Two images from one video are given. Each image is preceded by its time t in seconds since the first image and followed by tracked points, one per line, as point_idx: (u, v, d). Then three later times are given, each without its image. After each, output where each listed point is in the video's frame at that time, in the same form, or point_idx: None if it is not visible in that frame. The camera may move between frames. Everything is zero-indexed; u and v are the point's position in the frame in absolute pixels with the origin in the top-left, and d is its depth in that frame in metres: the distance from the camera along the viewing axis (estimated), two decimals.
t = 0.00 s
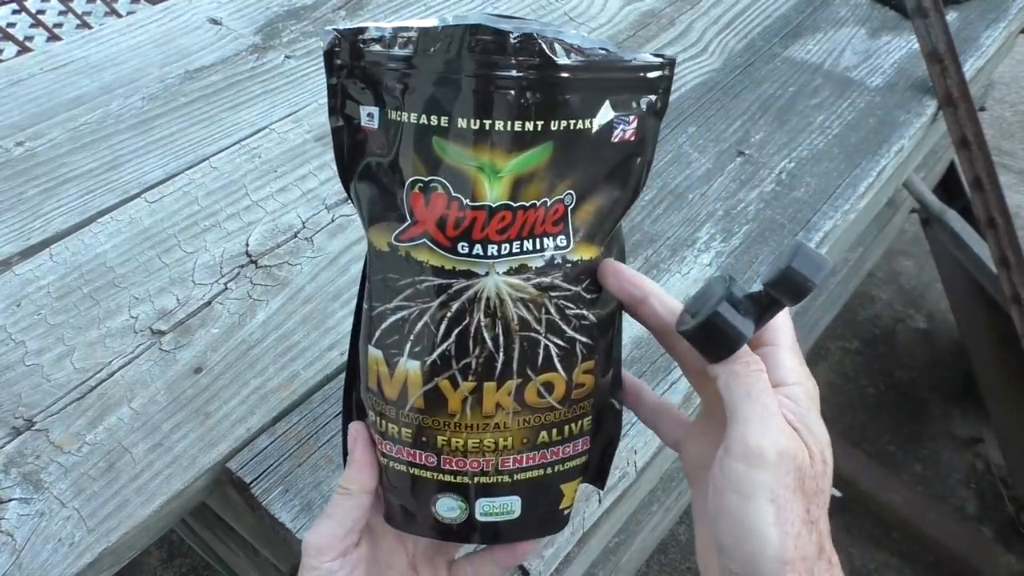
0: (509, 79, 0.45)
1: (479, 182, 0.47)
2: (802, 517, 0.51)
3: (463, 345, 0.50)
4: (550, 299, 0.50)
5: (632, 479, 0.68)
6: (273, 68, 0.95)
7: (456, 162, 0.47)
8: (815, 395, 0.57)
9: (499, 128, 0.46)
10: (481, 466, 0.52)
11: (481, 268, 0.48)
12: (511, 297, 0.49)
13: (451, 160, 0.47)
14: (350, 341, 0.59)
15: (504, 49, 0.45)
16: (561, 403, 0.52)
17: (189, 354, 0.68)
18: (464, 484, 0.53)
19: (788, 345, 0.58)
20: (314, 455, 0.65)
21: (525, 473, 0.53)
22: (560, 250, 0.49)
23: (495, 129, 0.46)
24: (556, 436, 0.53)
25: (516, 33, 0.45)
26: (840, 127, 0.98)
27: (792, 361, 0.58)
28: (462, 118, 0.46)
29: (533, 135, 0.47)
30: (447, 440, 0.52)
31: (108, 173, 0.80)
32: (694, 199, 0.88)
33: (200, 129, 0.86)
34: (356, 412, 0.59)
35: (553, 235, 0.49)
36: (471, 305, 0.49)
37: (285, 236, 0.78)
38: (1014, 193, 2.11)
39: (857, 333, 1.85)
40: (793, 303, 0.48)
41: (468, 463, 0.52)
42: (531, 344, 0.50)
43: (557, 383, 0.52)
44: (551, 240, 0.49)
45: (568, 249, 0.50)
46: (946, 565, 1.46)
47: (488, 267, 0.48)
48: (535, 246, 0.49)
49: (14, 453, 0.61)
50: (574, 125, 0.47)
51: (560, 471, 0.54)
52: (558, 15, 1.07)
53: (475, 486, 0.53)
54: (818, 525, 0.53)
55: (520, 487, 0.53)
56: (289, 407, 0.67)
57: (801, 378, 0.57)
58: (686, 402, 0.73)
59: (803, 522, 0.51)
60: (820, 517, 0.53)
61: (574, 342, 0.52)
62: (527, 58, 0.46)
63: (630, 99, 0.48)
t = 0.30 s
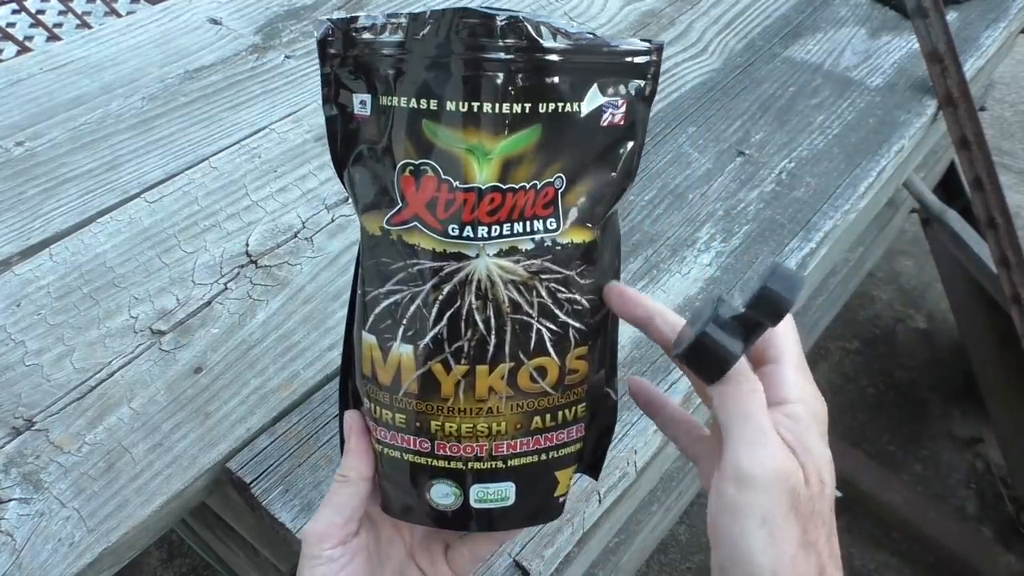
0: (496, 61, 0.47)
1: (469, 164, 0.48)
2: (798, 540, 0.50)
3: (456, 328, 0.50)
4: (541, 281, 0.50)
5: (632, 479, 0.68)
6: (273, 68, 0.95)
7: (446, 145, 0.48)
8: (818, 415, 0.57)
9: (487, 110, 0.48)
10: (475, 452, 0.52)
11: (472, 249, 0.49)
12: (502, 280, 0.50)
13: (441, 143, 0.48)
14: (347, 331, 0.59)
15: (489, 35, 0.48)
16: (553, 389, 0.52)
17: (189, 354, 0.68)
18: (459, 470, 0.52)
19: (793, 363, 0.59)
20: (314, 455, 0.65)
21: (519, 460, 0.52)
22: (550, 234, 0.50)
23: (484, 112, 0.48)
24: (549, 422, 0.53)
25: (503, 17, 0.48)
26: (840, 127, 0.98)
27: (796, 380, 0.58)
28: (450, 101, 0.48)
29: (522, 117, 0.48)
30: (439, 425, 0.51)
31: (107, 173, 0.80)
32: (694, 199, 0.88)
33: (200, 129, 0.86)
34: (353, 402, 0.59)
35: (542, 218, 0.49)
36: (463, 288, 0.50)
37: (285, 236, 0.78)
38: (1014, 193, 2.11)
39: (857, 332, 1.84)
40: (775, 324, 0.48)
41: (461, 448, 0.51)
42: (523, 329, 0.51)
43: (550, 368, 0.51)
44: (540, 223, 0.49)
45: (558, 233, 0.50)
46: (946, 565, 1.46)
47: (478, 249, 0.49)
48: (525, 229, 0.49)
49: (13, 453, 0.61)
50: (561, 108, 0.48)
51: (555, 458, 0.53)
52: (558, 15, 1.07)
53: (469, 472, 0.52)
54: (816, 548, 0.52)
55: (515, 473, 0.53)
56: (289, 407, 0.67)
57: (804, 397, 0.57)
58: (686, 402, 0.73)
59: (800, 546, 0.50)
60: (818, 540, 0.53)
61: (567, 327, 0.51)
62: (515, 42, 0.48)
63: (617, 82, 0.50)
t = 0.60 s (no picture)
0: (500, 46, 0.47)
1: (474, 147, 0.48)
2: None
3: (463, 308, 0.50)
4: (545, 262, 0.50)
5: (631, 480, 0.68)
6: (273, 68, 0.95)
7: (452, 128, 0.48)
8: (782, 492, 0.50)
9: (492, 95, 0.48)
10: (481, 431, 0.51)
11: (478, 229, 0.49)
12: (506, 259, 0.50)
13: (448, 126, 0.48)
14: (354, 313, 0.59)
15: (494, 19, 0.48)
16: (559, 368, 0.52)
17: (189, 354, 0.68)
18: (467, 448, 0.52)
19: (751, 434, 0.51)
20: (314, 455, 0.65)
21: (526, 438, 0.52)
22: (554, 215, 0.50)
23: (490, 95, 0.48)
24: (554, 401, 0.53)
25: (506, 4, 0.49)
26: (840, 127, 0.98)
27: (752, 455, 0.51)
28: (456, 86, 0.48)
29: (525, 102, 0.48)
30: (447, 404, 0.51)
31: (107, 173, 0.80)
32: (695, 199, 0.88)
33: (200, 129, 0.86)
34: (360, 383, 0.59)
35: (547, 200, 0.49)
36: (469, 269, 0.50)
37: (285, 236, 0.78)
38: (1015, 194, 2.12)
39: (857, 333, 1.84)
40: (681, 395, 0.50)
41: (469, 428, 0.51)
42: (528, 309, 0.50)
43: (555, 348, 0.52)
44: (545, 205, 0.49)
45: (562, 214, 0.50)
46: (946, 565, 1.46)
47: (485, 230, 0.49)
48: (530, 210, 0.49)
49: (13, 453, 0.61)
50: (564, 92, 0.49)
51: (560, 436, 0.54)
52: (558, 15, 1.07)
53: (478, 451, 0.52)
54: None
55: (521, 451, 0.53)
56: (289, 407, 0.67)
57: (763, 474, 0.50)
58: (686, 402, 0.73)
59: None
60: None
61: (571, 307, 0.51)
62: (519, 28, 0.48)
63: (617, 68, 0.50)
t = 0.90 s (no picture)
0: (496, 58, 0.48)
1: (470, 155, 0.49)
2: None
3: (460, 309, 0.50)
4: (540, 265, 0.50)
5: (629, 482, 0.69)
6: (273, 68, 0.95)
7: (449, 137, 0.49)
8: (742, 487, 0.51)
9: (488, 105, 0.48)
10: (479, 429, 0.51)
11: (474, 233, 0.49)
12: (501, 262, 0.49)
13: (446, 136, 0.49)
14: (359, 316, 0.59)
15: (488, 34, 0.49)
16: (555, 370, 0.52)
17: (189, 354, 0.68)
18: (467, 446, 0.52)
19: (709, 434, 0.54)
20: (314, 454, 0.65)
21: (523, 436, 0.52)
22: (549, 220, 0.50)
23: (484, 105, 0.48)
24: (551, 402, 0.52)
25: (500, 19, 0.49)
26: (840, 127, 0.98)
27: (712, 453, 0.53)
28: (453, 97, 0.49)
29: (520, 112, 0.49)
30: (445, 404, 0.51)
31: (107, 173, 0.80)
32: (695, 199, 0.88)
33: (200, 129, 0.86)
34: (367, 384, 0.60)
35: (541, 205, 0.49)
36: (466, 271, 0.50)
37: (285, 236, 0.78)
38: (1015, 194, 2.12)
39: (857, 333, 1.84)
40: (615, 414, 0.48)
41: (467, 426, 0.51)
42: (523, 311, 0.50)
43: (550, 350, 0.51)
44: (540, 210, 0.49)
45: (556, 219, 0.50)
46: (946, 565, 1.45)
47: (481, 234, 0.49)
48: (524, 215, 0.49)
49: (13, 453, 0.61)
50: (557, 102, 0.49)
51: (556, 435, 0.53)
52: (558, 15, 1.07)
53: (477, 449, 0.52)
54: None
55: (519, 450, 0.52)
56: (289, 407, 0.67)
57: (722, 470, 0.52)
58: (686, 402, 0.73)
59: None
60: None
61: (566, 310, 0.51)
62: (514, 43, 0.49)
63: (610, 77, 0.51)
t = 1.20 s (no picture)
0: (494, 71, 0.48)
1: (467, 166, 0.49)
2: None
3: (457, 316, 0.50)
4: (535, 272, 0.50)
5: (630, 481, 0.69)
6: (273, 68, 0.95)
7: (445, 148, 0.49)
8: (733, 486, 0.51)
9: (485, 118, 0.48)
10: (476, 432, 0.51)
11: (470, 241, 0.49)
12: (497, 269, 0.50)
13: (444, 148, 0.49)
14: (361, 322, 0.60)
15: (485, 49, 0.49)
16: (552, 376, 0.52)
17: (189, 354, 0.68)
18: (465, 448, 0.52)
19: (700, 435, 0.54)
20: (314, 454, 0.65)
21: (520, 439, 0.52)
22: (544, 228, 0.50)
23: (481, 117, 0.48)
24: (547, 407, 0.52)
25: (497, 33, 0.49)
26: (840, 127, 0.98)
27: (703, 454, 0.53)
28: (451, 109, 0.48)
29: (516, 124, 0.48)
30: (443, 409, 0.51)
31: (107, 172, 0.80)
32: (695, 199, 0.88)
33: (200, 129, 0.86)
34: (370, 386, 0.60)
35: (536, 214, 0.49)
36: (463, 278, 0.50)
37: (285, 236, 0.78)
38: (1015, 194, 2.12)
39: (857, 333, 1.84)
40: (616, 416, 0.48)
41: (465, 429, 0.51)
42: (519, 317, 0.50)
43: (546, 356, 0.51)
44: (535, 218, 0.49)
45: (551, 227, 0.50)
46: (945, 565, 1.45)
47: (477, 242, 0.49)
48: (519, 223, 0.49)
49: (13, 453, 0.61)
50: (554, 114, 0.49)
51: (551, 439, 0.53)
52: (558, 15, 1.07)
53: (475, 450, 0.52)
54: None
55: (515, 453, 0.52)
56: (289, 407, 0.67)
57: (715, 471, 0.52)
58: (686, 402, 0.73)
59: None
60: None
61: (562, 317, 0.51)
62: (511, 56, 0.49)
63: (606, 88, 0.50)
